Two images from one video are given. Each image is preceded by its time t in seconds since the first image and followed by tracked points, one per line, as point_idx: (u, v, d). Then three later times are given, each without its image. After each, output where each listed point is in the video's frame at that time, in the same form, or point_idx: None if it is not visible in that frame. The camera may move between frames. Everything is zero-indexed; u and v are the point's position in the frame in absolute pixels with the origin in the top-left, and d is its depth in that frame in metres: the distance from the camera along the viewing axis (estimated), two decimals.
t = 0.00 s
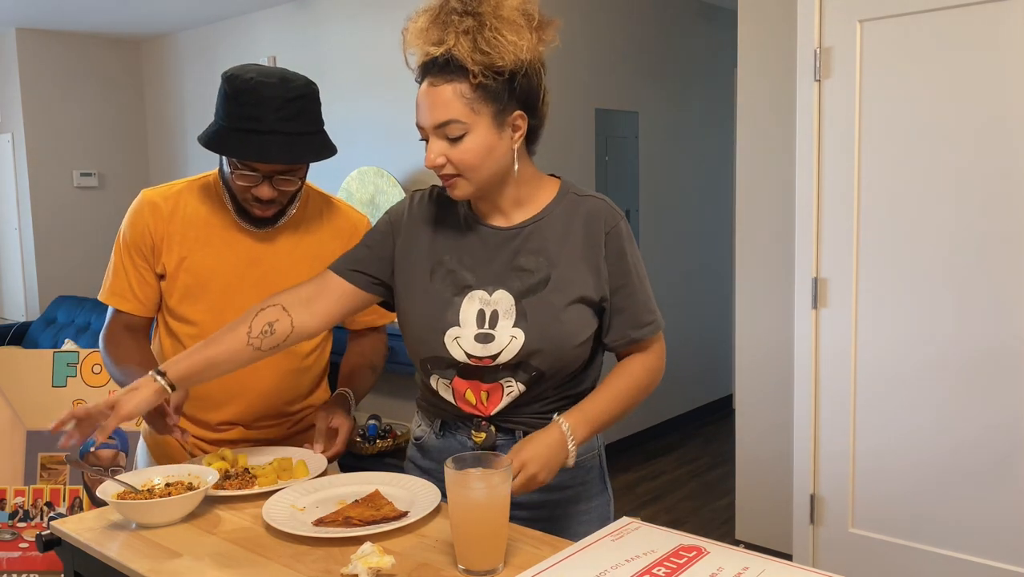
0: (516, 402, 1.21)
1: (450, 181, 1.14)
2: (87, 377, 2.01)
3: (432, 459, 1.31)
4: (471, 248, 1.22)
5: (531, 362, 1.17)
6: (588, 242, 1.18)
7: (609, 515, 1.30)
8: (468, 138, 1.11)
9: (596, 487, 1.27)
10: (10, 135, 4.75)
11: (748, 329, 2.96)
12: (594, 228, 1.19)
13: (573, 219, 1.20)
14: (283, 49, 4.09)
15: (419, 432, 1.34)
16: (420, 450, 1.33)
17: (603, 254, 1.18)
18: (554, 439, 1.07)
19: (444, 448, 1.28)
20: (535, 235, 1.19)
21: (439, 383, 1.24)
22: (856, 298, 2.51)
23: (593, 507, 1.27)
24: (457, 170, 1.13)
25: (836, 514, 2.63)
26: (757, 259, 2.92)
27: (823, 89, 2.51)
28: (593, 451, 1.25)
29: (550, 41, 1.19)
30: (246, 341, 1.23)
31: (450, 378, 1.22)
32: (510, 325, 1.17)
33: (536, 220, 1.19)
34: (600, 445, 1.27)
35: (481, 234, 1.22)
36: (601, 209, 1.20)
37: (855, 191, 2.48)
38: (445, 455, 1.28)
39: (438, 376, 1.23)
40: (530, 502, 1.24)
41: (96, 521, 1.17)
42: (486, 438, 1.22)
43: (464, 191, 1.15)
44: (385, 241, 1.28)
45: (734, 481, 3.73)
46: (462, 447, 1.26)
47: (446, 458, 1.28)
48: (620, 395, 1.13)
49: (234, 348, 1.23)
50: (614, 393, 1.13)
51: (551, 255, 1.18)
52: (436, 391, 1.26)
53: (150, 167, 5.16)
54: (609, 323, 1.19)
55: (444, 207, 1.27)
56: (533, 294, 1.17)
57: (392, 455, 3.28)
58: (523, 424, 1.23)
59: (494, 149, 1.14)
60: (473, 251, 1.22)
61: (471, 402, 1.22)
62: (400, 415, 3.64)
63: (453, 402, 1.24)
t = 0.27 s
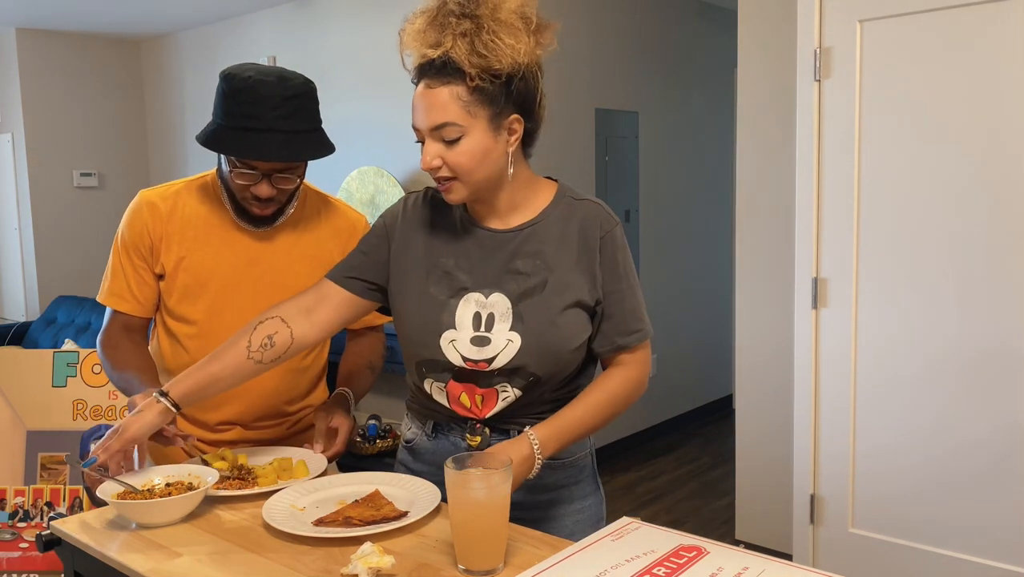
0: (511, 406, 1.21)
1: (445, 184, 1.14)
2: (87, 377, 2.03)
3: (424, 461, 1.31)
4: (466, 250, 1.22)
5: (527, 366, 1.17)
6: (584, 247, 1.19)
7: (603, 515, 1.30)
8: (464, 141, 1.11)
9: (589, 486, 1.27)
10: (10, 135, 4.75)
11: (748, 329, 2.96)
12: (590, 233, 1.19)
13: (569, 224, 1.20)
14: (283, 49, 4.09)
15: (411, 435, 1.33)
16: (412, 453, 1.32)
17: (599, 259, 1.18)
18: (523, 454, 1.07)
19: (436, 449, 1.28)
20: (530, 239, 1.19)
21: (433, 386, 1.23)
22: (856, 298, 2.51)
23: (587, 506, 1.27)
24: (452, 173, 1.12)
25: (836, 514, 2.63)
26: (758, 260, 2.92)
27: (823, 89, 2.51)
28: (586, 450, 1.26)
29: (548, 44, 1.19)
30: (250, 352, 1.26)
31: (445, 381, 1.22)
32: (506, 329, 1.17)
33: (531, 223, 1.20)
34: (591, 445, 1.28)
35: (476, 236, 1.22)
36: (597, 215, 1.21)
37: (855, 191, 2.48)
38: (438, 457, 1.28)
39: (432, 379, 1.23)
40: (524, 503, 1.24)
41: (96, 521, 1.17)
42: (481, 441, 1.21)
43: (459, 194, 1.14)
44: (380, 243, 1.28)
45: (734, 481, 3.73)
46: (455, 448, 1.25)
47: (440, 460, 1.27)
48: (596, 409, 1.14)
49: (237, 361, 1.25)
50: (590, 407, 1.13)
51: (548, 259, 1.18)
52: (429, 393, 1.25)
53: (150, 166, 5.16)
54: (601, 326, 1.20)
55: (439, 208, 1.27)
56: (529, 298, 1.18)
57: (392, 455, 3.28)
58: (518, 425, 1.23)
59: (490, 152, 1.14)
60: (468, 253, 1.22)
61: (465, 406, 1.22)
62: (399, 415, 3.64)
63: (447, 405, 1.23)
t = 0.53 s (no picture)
0: (504, 405, 1.21)
1: (444, 184, 1.14)
2: (87, 377, 2.02)
3: (420, 462, 1.31)
4: (462, 251, 1.22)
5: (521, 366, 1.18)
6: (579, 246, 1.19)
7: (600, 518, 1.30)
8: (462, 140, 1.11)
9: (585, 488, 1.27)
10: (10, 135, 4.75)
11: (748, 329, 2.96)
12: (585, 232, 1.19)
13: (564, 223, 1.20)
14: (283, 49, 4.09)
15: (406, 435, 1.34)
16: (407, 453, 1.32)
17: (594, 258, 1.18)
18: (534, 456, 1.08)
19: (431, 450, 1.28)
20: (525, 238, 1.19)
21: (427, 386, 1.24)
22: (856, 297, 2.51)
23: (583, 508, 1.27)
24: (451, 172, 1.12)
25: (836, 514, 2.63)
26: (758, 259, 2.92)
27: (823, 89, 2.51)
28: (582, 452, 1.26)
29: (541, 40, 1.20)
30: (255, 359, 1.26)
31: (438, 380, 1.22)
32: (500, 327, 1.18)
33: (526, 222, 1.20)
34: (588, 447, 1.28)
35: (472, 236, 1.22)
36: (592, 213, 1.21)
37: (855, 191, 2.48)
38: (434, 457, 1.28)
39: (425, 379, 1.23)
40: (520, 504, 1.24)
41: (96, 521, 1.17)
42: (474, 441, 1.21)
43: (457, 193, 1.14)
44: (375, 244, 1.28)
45: (734, 481, 3.73)
46: (450, 449, 1.25)
47: (436, 460, 1.27)
48: (600, 408, 1.14)
49: (244, 365, 1.25)
50: (595, 408, 1.14)
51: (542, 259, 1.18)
52: (423, 394, 1.26)
53: (150, 166, 5.16)
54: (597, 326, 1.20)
55: (435, 207, 1.27)
56: (523, 297, 1.18)
57: (392, 455, 3.28)
58: (512, 425, 1.23)
59: (487, 150, 1.14)
60: (463, 253, 1.22)
61: (459, 405, 1.22)
62: (399, 415, 3.64)
63: (441, 405, 1.24)
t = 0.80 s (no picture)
0: (504, 404, 1.21)
1: (439, 174, 1.15)
2: (87, 377, 2.03)
3: (421, 462, 1.31)
4: (459, 252, 1.23)
5: (520, 364, 1.18)
6: (575, 242, 1.19)
7: (602, 519, 1.30)
8: (457, 128, 1.12)
9: (586, 490, 1.27)
10: (10, 135, 4.75)
11: (747, 328, 2.96)
12: (581, 228, 1.19)
13: (560, 220, 1.20)
14: (283, 49, 4.09)
15: (408, 434, 1.34)
16: (409, 452, 1.32)
17: (591, 252, 1.18)
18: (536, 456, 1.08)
19: (433, 450, 1.28)
20: (520, 236, 1.20)
21: (426, 389, 1.24)
22: (856, 297, 2.51)
23: (583, 509, 1.27)
24: (446, 161, 1.13)
25: (836, 514, 2.63)
26: (758, 259, 2.92)
27: (823, 88, 2.51)
28: (582, 453, 1.25)
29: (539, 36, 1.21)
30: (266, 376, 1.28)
31: (437, 383, 1.22)
32: (497, 328, 1.17)
33: (522, 221, 1.20)
34: (589, 448, 1.28)
35: (469, 238, 1.22)
36: (588, 209, 1.21)
37: (855, 191, 2.48)
38: (435, 457, 1.28)
39: (424, 381, 1.24)
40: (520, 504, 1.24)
41: (97, 521, 1.17)
42: (475, 441, 1.22)
43: (453, 184, 1.15)
44: (373, 250, 1.29)
45: (734, 481, 3.73)
46: (451, 449, 1.25)
47: (437, 460, 1.28)
48: (602, 404, 1.14)
49: (253, 383, 1.27)
50: (596, 405, 1.14)
51: (538, 258, 1.19)
52: (422, 396, 1.26)
53: (150, 166, 5.16)
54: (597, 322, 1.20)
55: (431, 210, 1.28)
56: (520, 296, 1.18)
57: (392, 455, 3.27)
58: (512, 426, 1.23)
59: (483, 140, 1.14)
60: (460, 254, 1.23)
61: (459, 406, 1.22)
62: (399, 415, 3.64)
63: (440, 406, 1.24)
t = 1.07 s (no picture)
0: (499, 405, 1.21)
1: (426, 174, 1.15)
2: (87, 377, 2.02)
3: (422, 462, 1.31)
4: (452, 253, 1.23)
5: (511, 364, 1.18)
6: (565, 238, 1.19)
7: (602, 519, 1.30)
8: (441, 128, 1.12)
9: (585, 490, 1.27)
10: (10, 134, 4.75)
11: (747, 328, 2.96)
12: (572, 223, 1.19)
13: (551, 216, 1.20)
14: (283, 49, 4.09)
15: (409, 435, 1.34)
16: (410, 453, 1.32)
17: (583, 247, 1.18)
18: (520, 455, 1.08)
19: (432, 450, 1.28)
20: (512, 234, 1.20)
21: (423, 391, 1.25)
22: (856, 297, 2.51)
23: (583, 509, 1.26)
24: (432, 162, 1.13)
25: (836, 514, 2.63)
26: (758, 259, 2.92)
27: (822, 89, 2.52)
28: (582, 454, 1.25)
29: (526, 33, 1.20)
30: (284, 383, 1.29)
31: (433, 383, 1.23)
32: (489, 327, 1.18)
33: (513, 219, 1.20)
34: (589, 448, 1.28)
35: (461, 238, 1.23)
36: (578, 204, 1.20)
37: (855, 191, 2.48)
38: (435, 457, 1.28)
39: (421, 381, 1.24)
40: (519, 503, 1.24)
41: (97, 521, 1.17)
42: (472, 441, 1.22)
43: (440, 184, 1.15)
44: (370, 252, 1.30)
45: (734, 481, 3.73)
46: (451, 450, 1.25)
47: (437, 460, 1.28)
48: (594, 403, 1.13)
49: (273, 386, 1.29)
50: (586, 403, 1.12)
51: (529, 255, 1.19)
52: (420, 397, 1.26)
53: (149, 166, 5.16)
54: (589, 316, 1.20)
55: (425, 212, 1.29)
56: (511, 294, 1.18)
57: (392, 455, 3.27)
58: (508, 427, 1.22)
59: (469, 140, 1.14)
60: (453, 253, 1.23)
61: (455, 407, 1.23)
62: (399, 415, 3.64)
63: (437, 407, 1.24)
